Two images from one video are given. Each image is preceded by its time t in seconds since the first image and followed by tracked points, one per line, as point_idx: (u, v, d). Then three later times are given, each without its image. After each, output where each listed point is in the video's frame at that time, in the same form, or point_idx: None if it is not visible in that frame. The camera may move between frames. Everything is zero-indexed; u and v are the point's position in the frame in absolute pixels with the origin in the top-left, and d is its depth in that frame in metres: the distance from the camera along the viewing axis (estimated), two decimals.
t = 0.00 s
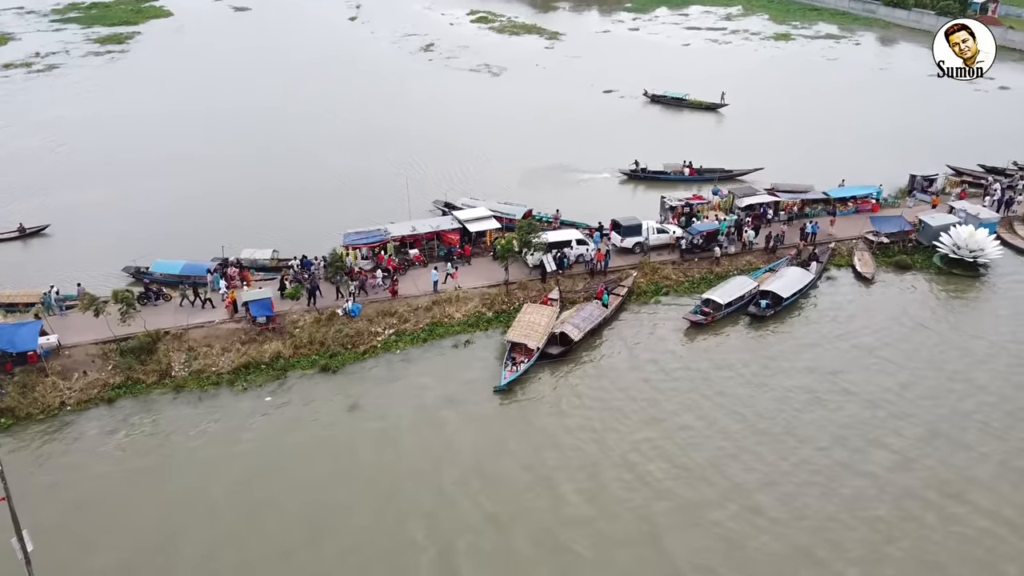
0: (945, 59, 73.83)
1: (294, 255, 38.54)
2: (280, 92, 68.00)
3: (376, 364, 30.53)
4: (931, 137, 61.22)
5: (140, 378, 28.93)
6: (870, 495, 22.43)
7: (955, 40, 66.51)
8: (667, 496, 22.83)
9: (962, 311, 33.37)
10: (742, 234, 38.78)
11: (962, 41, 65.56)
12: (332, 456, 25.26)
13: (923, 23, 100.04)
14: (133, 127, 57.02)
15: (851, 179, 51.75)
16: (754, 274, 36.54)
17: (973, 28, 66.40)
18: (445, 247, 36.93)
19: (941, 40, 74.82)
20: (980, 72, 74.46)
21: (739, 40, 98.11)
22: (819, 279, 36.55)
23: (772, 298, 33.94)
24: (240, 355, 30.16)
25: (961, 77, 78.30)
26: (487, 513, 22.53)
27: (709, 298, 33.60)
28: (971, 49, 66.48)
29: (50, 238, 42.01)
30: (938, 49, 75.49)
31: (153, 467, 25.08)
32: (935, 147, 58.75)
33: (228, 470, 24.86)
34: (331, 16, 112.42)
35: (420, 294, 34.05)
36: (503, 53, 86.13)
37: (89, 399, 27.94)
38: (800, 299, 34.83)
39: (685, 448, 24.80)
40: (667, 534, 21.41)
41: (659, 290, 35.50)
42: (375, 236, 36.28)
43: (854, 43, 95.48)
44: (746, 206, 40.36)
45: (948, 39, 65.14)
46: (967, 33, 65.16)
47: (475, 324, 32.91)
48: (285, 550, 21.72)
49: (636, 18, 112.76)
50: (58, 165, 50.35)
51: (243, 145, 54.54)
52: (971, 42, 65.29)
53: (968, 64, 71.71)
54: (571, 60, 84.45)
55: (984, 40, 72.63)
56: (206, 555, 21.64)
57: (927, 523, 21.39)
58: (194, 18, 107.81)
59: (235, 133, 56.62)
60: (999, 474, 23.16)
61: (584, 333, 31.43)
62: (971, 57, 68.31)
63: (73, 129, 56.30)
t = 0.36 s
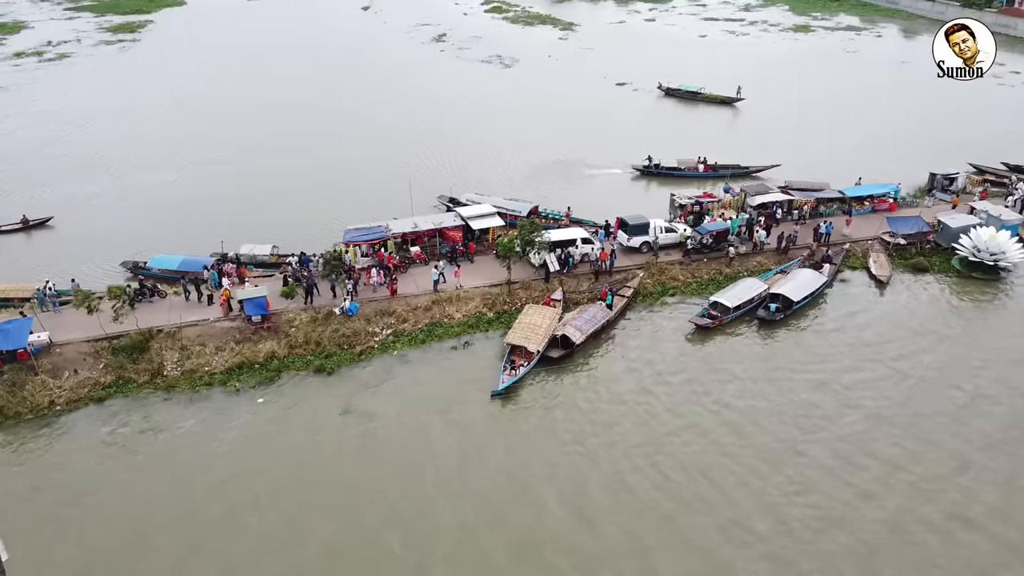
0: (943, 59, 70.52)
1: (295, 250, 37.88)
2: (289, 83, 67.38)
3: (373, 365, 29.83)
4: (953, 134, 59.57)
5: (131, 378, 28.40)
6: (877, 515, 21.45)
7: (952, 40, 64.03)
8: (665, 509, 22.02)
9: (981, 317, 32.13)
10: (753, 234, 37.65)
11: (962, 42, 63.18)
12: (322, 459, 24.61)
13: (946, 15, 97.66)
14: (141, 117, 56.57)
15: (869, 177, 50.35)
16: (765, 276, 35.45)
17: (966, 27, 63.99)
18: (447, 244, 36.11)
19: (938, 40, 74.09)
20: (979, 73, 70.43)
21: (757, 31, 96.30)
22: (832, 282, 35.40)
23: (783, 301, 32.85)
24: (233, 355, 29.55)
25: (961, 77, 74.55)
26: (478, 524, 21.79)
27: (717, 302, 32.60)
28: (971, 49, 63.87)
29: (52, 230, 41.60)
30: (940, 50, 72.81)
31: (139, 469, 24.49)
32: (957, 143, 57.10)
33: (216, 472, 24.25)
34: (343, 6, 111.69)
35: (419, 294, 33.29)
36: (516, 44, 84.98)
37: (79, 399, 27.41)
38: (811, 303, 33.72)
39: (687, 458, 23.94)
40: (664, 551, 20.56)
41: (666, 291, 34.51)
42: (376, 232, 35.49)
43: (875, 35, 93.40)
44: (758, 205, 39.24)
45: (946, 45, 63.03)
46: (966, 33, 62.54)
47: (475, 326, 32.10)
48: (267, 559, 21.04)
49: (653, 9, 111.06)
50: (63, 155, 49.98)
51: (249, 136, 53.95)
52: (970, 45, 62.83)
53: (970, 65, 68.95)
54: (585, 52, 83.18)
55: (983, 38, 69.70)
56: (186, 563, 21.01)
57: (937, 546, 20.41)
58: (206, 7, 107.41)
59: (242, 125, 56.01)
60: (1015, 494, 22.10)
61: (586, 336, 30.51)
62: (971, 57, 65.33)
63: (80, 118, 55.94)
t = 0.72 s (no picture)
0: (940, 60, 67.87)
1: (296, 248, 37.16)
2: (301, 74, 66.68)
3: (369, 369, 29.01)
4: (981, 130, 57.55)
5: (122, 379, 27.80)
6: (887, 543, 20.35)
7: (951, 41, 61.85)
8: (664, 530, 21.03)
9: (1003, 329, 30.72)
10: (767, 236, 36.35)
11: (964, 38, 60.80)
12: (311, 467, 23.85)
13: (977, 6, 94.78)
14: (150, 108, 56.09)
15: (891, 176, 48.66)
16: (777, 281, 34.20)
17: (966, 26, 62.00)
18: (450, 244, 35.19)
19: (940, 40, 71.57)
20: (980, 74, 67.73)
21: (781, 23, 94.11)
22: (848, 288, 34.06)
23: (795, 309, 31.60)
24: (226, 357, 28.85)
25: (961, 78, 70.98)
26: (468, 541, 20.93)
27: (727, 308, 31.44)
28: (972, 50, 61.81)
29: (54, 222, 41.20)
30: (940, 50, 69.49)
31: (124, 475, 23.82)
32: (985, 140, 55.11)
33: (201, 478, 23.55)
34: None
35: (419, 295, 32.41)
36: (532, 35, 83.58)
37: (67, 400, 26.83)
38: (825, 310, 32.42)
39: (688, 476, 22.93)
40: None
41: (674, 296, 33.36)
42: (376, 231, 34.62)
43: (903, 27, 90.88)
44: (773, 206, 37.91)
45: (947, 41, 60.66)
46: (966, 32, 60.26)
47: (476, 329, 31.18)
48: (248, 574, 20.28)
49: None
50: (70, 145, 49.55)
51: (257, 128, 53.31)
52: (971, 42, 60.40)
53: (970, 65, 66.18)
54: (602, 44, 81.61)
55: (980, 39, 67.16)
56: None
57: None
58: None
59: (252, 117, 55.38)
60: None
61: (589, 343, 29.48)
62: (971, 58, 63.15)
63: (90, 108, 55.54)
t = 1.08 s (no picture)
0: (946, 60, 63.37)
1: (298, 245, 36.36)
2: (314, 65, 65.87)
3: (364, 374, 28.11)
4: (1013, 127, 55.23)
5: (111, 381, 27.11)
6: None
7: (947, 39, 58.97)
8: (662, 557, 19.94)
9: None
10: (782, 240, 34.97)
11: (964, 38, 57.58)
12: (297, 477, 23.01)
13: None
14: (160, 98, 55.53)
15: (917, 175, 46.78)
16: (792, 287, 32.84)
17: (962, 23, 59.11)
18: (453, 243, 34.22)
19: (941, 41, 68.98)
20: (980, 75, 63.86)
21: (806, 13, 91.59)
22: (866, 296, 32.61)
23: (810, 318, 30.25)
24: (218, 360, 28.08)
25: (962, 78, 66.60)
26: (454, 562, 19.99)
27: (738, 316, 30.17)
28: (972, 50, 58.36)
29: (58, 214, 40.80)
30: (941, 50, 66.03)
31: (105, 480, 23.11)
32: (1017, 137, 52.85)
33: (184, 486, 22.78)
34: None
35: (419, 297, 31.45)
36: (550, 25, 82.01)
37: (54, 402, 26.20)
38: (841, 320, 31.04)
39: (689, 498, 21.81)
40: None
41: (683, 301, 32.13)
42: (377, 229, 33.68)
43: (933, 19, 87.99)
44: (790, 208, 36.50)
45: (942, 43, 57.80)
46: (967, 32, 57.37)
47: (476, 334, 30.18)
48: None
49: None
50: (79, 134, 49.16)
51: (266, 120, 52.55)
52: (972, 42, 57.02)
53: (970, 66, 62.93)
54: (621, 35, 79.88)
55: (980, 39, 64.04)
56: None
57: None
58: None
59: (261, 109, 54.57)
60: None
61: (592, 351, 28.37)
62: (971, 57, 59.95)
63: (100, 98, 55.14)
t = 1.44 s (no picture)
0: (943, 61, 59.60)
1: (300, 239, 35.50)
2: (328, 54, 64.94)
3: (358, 378, 27.21)
4: None
5: (99, 381, 26.44)
6: None
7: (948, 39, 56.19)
8: None
9: None
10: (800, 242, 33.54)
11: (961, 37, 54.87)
12: (281, 487, 22.18)
13: None
14: (170, 85, 54.84)
15: (945, 173, 44.88)
16: (808, 292, 31.45)
17: (960, 22, 56.09)
18: (456, 241, 33.16)
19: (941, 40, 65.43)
20: (979, 75, 60.46)
21: (834, 2, 88.98)
22: (886, 302, 31.16)
23: (826, 326, 28.88)
24: (209, 360, 27.32)
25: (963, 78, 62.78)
26: None
27: (750, 323, 28.85)
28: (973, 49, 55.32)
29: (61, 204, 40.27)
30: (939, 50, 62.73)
31: (86, 485, 22.43)
32: None
33: (166, 494, 22.06)
34: None
35: (418, 297, 30.44)
36: (569, 12, 80.25)
37: (40, 401, 25.54)
38: (859, 328, 29.64)
39: (689, 519, 20.70)
40: None
41: (694, 306, 30.88)
42: (378, 225, 32.68)
43: (967, 7, 84.91)
44: (809, 208, 35.03)
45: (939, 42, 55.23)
46: (968, 31, 54.73)
47: (476, 337, 29.15)
48: None
49: None
50: (87, 121, 48.62)
51: (275, 110, 51.72)
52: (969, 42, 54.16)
53: (971, 66, 59.69)
54: (642, 23, 77.98)
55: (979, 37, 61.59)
56: None
57: None
58: None
59: (271, 99, 53.72)
60: None
61: (595, 358, 27.24)
62: (971, 57, 56.85)
63: (111, 84, 54.60)
